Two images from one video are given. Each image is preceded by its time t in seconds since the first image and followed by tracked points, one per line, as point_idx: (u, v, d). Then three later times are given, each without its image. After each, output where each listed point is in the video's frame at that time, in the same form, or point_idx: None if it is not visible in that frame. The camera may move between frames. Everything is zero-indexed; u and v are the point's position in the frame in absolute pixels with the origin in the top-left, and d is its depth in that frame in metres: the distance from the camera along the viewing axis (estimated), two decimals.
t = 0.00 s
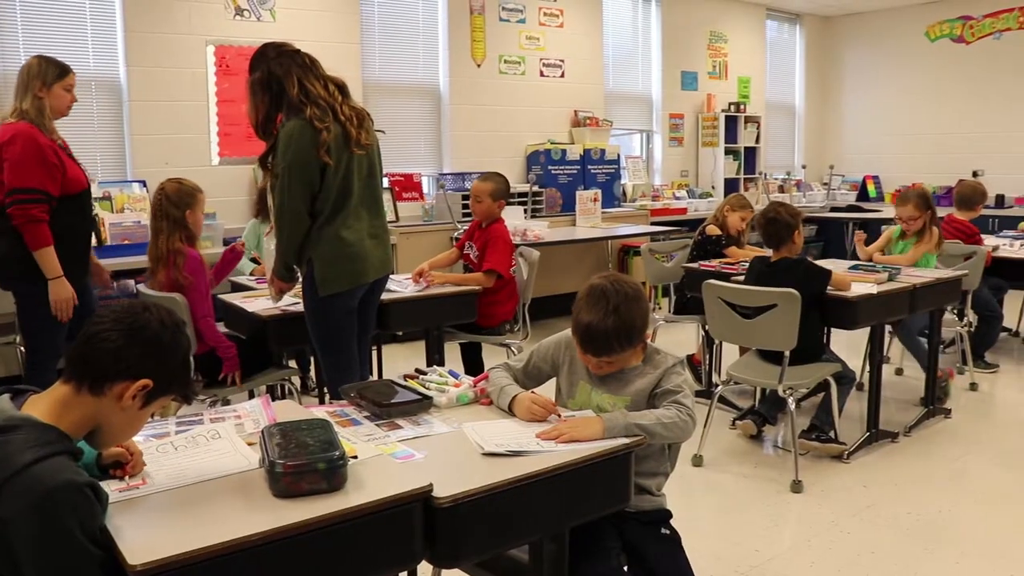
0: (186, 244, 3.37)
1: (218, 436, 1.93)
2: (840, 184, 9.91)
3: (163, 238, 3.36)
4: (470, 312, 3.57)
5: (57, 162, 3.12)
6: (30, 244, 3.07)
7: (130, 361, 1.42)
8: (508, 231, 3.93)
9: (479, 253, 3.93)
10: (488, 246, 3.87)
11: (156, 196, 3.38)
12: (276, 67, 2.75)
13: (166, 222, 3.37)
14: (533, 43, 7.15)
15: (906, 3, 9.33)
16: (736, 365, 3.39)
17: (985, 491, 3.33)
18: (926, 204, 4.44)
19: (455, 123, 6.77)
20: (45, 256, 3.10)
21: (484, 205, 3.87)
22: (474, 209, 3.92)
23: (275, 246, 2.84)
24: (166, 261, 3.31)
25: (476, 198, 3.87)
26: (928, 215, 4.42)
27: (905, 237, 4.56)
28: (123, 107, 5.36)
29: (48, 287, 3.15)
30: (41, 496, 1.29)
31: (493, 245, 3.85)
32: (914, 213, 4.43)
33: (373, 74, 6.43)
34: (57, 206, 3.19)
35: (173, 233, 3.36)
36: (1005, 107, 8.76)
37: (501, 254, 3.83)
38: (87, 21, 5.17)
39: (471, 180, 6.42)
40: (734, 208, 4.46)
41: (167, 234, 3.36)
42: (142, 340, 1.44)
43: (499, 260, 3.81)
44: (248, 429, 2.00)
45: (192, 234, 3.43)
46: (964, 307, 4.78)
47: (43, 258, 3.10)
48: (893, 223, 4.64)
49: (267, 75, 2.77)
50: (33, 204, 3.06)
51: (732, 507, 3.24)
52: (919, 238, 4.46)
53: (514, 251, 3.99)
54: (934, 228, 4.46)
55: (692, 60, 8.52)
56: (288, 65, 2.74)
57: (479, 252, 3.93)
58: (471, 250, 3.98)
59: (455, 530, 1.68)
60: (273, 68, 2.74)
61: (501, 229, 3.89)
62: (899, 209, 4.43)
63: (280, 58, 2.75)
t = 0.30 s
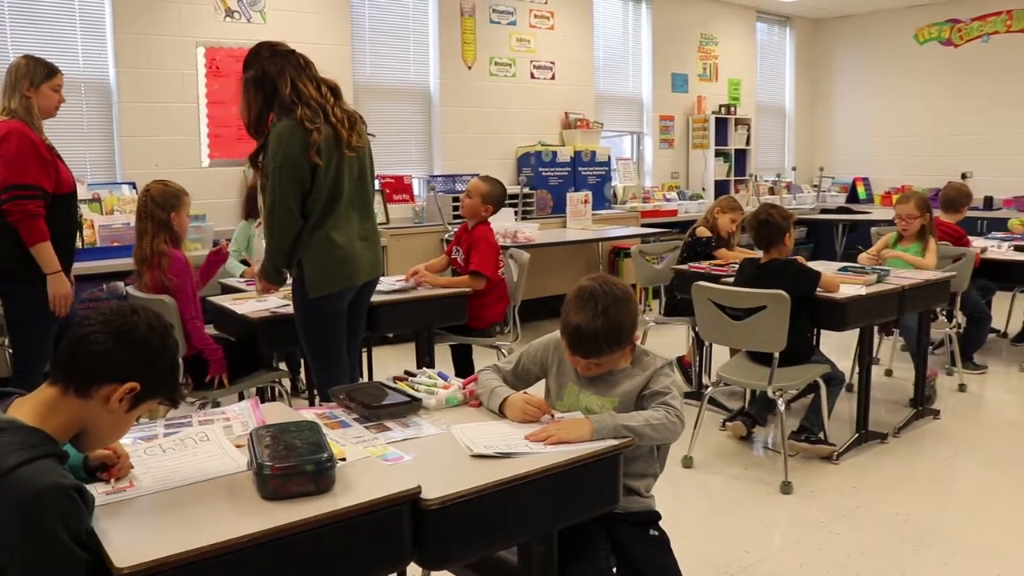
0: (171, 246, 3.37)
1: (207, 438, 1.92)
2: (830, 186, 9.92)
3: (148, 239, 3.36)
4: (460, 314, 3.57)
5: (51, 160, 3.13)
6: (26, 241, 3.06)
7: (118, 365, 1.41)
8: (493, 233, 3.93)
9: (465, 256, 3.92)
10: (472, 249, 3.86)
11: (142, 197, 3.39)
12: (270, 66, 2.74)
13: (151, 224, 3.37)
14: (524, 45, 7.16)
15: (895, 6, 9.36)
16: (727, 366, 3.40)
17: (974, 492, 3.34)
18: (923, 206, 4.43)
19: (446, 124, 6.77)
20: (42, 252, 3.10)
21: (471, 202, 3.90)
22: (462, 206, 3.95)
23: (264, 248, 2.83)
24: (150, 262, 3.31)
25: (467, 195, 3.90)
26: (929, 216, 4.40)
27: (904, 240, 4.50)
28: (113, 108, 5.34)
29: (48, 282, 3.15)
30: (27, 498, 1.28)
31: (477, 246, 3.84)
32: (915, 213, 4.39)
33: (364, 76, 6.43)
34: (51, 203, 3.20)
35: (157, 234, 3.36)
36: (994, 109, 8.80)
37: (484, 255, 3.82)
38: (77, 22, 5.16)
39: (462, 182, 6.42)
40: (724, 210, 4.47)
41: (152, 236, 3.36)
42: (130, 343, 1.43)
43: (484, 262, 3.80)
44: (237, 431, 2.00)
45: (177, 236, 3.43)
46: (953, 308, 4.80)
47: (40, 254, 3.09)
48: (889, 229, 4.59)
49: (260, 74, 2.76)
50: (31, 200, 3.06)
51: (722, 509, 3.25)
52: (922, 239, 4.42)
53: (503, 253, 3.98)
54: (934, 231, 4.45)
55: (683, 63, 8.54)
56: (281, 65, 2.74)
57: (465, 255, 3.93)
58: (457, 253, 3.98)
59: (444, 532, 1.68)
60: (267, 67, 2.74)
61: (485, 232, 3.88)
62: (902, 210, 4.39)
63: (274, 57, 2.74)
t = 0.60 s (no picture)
0: (153, 244, 3.35)
1: (189, 436, 1.92)
2: (815, 186, 9.95)
3: (130, 236, 3.34)
4: (445, 312, 3.57)
5: (35, 156, 3.11)
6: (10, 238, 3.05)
7: (100, 363, 1.40)
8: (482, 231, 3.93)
9: (453, 254, 3.92)
10: (463, 247, 3.86)
11: (125, 194, 3.37)
12: (261, 59, 2.75)
13: (134, 221, 3.36)
14: (510, 43, 7.16)
15: (880, 7, 9.40)
16: (711, 365, 3.40)
17: (954, 490, 3.36)
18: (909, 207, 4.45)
19: (432, 123, 6.76)
20: (26, 250, 3.09)
21: (460, 205, 3.86)
22: (451, 209, 3.92)
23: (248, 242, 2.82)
24: (133, 260, 3.30)
25: (453, 198, 3.87)
26: (914, 216, 4.43)
27: (891, 243, 4.50)
28: (97, 104, 5.31)
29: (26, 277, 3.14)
30: (7, 496, 1.27)
31: (468, 245, 3.85)
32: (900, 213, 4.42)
33: (349, 74, 6.41)
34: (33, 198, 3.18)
35: (140, 231, 3.35)
36: (978, 111, 8.85)
37: (475, 253, 3.83)
38: (60, 18, 5.13)
39: (448, 180, 6.41)
40: (709, 209, 4.48)
41: (134, 232, 3.35)
42: (113, 343, 1.41)
43: (474, 261, 3.81)
44: (219, 429, 1.99)
45: (159, 233, 3.42)
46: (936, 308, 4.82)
47: (23, 251, 3.08)
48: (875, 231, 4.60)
49: (252, 66, 2.76)
50: (14, 196, 3.03)
51: (706, 507, 3.25)
52: (908, 240, 4.43)
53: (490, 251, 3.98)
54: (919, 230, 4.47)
55: (669, 62, 8.55)
56: (272, 58, 2.74)
57: (455, 253, 3.92)
58: (446, 252, 3.97)
59: (425, 529, 1.68)
60: (258, 59, 2.74)
61: (474, 229, 3.89)
62: (887, 210, 4.41)
63: (267, 50, 2.75)
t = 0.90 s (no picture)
0: (132, 243, 3.33)
1: (167, 436, 1.90)
2: (795, 185, 10.01)
3: (109, 234, 3.32)
4: (426, 311, 3.56)
5: (9, 155, 3.08)
6: None
7: (73, 368, 1.35)
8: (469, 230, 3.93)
9: (438, 254, 3.92)
10: (449, 247, 3.85)
11: (104, 192, 3.35)
12: (246, 54, 2.76)
13: (113, 219, 3.34)
14: (492, 42, 7.16)
15: (860, 8, 9.45)
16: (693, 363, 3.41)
17: (932, 487, 3.38)
18: (888, 210, 4.45)
19: (413, 122, 6.75)
20: (4, 248, 3.06)
21: (446, 209, 3.84)
22: (435, 212, 3.89)
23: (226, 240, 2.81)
24: (111, 258, 3.28)
25: (437, 203, 3.84)
26: (892, 219, 4.43)
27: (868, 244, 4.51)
28: (76, 102, 5.27)
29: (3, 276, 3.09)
30: None
31: (453, 245, 3.84)
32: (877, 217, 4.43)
33: (330, 72, 6.39)
34: (9, 197, 3.16)
35: (118, 229, 3.33)
36: (956, 111, 8.91)
37: (462, 253, 3.83)
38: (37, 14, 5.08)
39: (429, 179, 6.41)
40: (689, 209, 4.49)
41: (113, 231, 3.33)
42: (88, 348, 1.36)
43: (460, 261, 3.81)
44: (197, 429, 1.98)
45: (138, 232, 3.40)
46: (914, 307, 4.86)
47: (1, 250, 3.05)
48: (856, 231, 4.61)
49: (235, 61, 2.77)
50: None
51: (687, 506, 3.26)
52: (885, 243, 4.44)
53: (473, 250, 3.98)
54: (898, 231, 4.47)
55: (650, 61, 8.57)
56: (255, 54, 2.75)
57: (440, 252, 3.91)
58: (431, 250, 3.97)
59: (403, 529, 1.68)
60: (242, 55, 2.75)
61: (462, 229, 3.87)
62: (864, 213, 4.43)
63: (252, 45, 2.77)
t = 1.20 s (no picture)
0: (109, 249, 3.30)
1: (144, 444, 1.89)
2: (774, 190, 10.07)
3: (85, 239, 3.28)
4: (406, 316, 3.56)
5: None
6: None
7: (36, 383, 1.29)
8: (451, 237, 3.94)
9: (420, 260, 3.91)
10: (431, 254, 3.85)
11: (81, 197, 3.32)
12: (226, 59, 2.77)
13: (90, 224, 3.30)
14: (472, 48, 7.17)
15: (837, 14, 9.53)
16: (673, 368, 3.42)
17: (909, 490, 3.41)
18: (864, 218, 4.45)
19: (393, 127, 6.75)
20: None
21: (427, 219, 3.84)
22: (417, 220, 3.89)
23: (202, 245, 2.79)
24: (87, 264, 3.25)
25: (418, 212, 3.84)
26: (867, 226, 4.45)
27: (846, 249, 4.53)
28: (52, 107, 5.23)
29: None
30: None
31: (436, 251, 3.84)
32: (852, 225, 4.44)
33: (310, 77, 6.37)
34: None
35: (95, 235, 3.29)
36: (932, 117, 8.99)
37: (443, 260, 3.82)
38: (12, 18, 5.02)
39: (409, 184, 6.40)
40: (669, 214, 4.49)
41: (89, 236, 3.29)
42: (53, 364, 1.30)
43: (441, 268, 3.81)
44: (174, 437, 1.96)
45: (115, 239, 3.36)
46: (891, 311, 4.89)
47: None
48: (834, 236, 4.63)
49: (215, 65, 2.77)
50: None
51: (667, 510, 3.26)
52: (863, 249, 4.45)
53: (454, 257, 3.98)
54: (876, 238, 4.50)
55: (629, 66, 8.59)
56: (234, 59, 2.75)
57: (421, 258, 3.91)
58: (412, 256, 3.96)
59: (380, 536, 1.67)
60: (221, 59, 2.75)
61: (444, 236, 3.89)
62: (839, 221, 4.44)
63: (232, 50, 2.77)
